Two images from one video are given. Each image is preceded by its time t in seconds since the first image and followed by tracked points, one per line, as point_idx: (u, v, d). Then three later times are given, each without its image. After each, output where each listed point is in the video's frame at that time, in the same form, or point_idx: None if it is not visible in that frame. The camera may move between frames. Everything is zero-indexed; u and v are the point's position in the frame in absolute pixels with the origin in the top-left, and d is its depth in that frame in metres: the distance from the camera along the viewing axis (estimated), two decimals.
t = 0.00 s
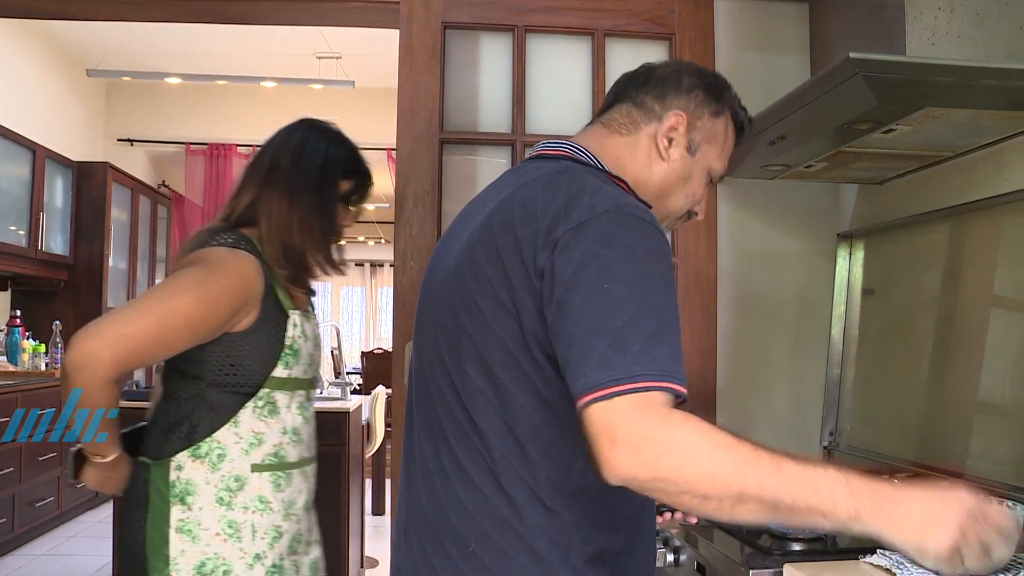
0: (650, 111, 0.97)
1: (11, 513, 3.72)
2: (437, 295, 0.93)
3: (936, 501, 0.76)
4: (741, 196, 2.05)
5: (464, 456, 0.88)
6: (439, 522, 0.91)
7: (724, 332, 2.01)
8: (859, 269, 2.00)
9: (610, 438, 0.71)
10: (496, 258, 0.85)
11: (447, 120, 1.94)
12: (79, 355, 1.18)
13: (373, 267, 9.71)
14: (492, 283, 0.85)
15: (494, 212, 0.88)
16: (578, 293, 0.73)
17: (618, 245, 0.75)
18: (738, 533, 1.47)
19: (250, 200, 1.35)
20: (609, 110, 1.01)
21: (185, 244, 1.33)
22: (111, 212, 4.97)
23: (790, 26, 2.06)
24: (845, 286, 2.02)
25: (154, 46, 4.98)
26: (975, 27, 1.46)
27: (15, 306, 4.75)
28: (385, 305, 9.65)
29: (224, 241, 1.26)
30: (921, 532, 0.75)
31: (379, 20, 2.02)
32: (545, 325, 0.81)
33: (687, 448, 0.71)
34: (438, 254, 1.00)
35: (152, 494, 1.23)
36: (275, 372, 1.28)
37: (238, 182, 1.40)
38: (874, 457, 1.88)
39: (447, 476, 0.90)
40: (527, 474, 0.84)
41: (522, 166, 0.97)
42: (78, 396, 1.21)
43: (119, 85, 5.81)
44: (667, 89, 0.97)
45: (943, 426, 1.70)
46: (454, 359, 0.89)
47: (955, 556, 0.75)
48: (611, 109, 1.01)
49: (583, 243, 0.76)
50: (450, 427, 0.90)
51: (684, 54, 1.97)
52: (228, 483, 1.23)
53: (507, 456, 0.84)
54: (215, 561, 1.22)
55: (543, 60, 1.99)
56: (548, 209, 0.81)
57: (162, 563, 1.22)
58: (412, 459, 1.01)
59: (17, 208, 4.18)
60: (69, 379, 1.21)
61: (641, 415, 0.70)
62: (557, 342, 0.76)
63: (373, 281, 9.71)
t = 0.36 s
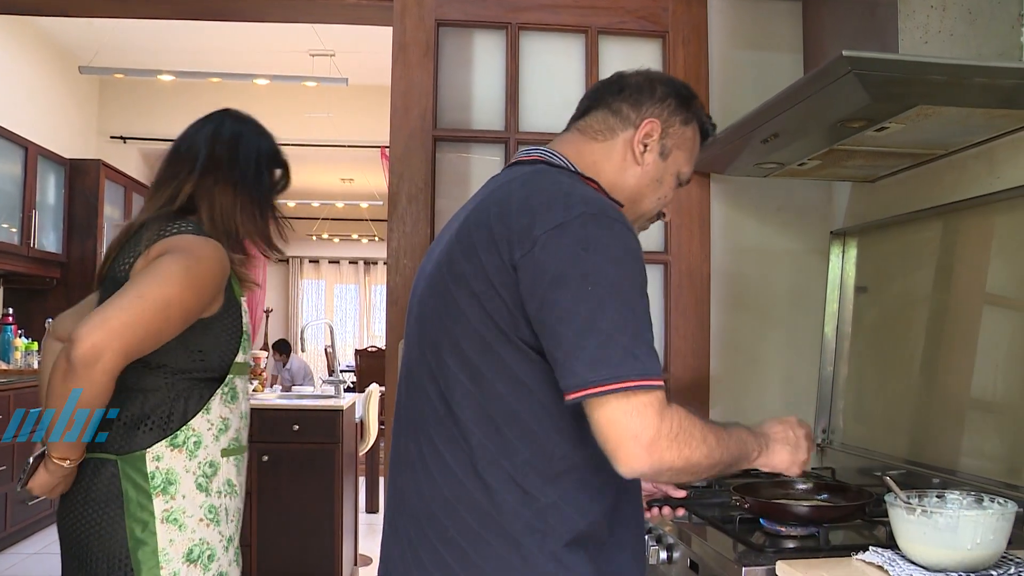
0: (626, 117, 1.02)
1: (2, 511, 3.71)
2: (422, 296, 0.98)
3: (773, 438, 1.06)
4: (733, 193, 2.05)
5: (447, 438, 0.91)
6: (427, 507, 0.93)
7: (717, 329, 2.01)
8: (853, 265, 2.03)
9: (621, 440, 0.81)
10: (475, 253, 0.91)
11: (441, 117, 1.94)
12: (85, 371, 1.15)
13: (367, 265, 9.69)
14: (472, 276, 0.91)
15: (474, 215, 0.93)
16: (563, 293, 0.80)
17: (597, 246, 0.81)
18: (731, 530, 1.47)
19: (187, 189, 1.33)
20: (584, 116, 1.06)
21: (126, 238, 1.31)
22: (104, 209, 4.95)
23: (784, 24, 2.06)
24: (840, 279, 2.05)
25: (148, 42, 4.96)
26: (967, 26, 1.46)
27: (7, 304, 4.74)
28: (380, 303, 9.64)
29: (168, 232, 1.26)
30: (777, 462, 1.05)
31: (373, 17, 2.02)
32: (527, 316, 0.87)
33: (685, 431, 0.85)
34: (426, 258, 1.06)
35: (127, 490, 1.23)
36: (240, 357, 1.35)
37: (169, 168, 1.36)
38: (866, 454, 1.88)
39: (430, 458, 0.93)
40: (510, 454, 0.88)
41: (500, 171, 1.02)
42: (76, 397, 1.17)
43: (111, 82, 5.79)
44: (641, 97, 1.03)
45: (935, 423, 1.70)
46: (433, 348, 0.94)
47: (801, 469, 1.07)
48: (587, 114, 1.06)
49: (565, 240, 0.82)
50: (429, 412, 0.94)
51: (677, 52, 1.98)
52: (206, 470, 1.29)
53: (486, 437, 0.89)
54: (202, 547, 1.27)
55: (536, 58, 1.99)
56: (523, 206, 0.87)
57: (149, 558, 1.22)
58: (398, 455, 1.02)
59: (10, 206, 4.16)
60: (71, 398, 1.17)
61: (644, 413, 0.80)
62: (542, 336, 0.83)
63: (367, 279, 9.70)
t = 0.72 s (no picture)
0: (597, 131, 1.13)
1: None
2: (420, 290, 1.08)
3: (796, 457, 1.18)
4: (728, 191, 2.05)
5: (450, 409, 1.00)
6: (435, 475, 1.01)
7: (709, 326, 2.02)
8: (847, 265, 2.00)
9: (636, 404, 0.93)
10: (468, 246, 1.02)
11: (436, 115, 1.94)
12: (114, 369, 1.47)
13: (363, 263, 9.67)
14: (466, 266, 1.01)
15: (468, 213, 1.05)
16: (558, 275, 0.92)
17: (583, 232, 0.93)
18: (726, 528, 1.47)
19: (137, 204, 1.65)
20: (563, 133, 1.17)
21: (81, 245, 1.57)
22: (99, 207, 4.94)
23: (780, 22, 2.06)
24: (834, 281, 2.03)
25: (143, 40, 4.95)
26: (962, 25, 1.47)
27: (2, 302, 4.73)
28: (376, 302, 9.63)
29: (140, 241, 1.58)
30: (797, 473, 1.17)
31: (368, 15, 2.02)
32: (520, 298, 0.98)
33: (692, 404, 0.98)
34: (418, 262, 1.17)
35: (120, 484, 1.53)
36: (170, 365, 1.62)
37: (108, 185, 1.65)
38: (860, 453, 1.89)
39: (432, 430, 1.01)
40: (510, 418, 0.99)
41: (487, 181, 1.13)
42: (76, 397, 1.46)
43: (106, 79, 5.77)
44: (611, 113, 1.14)
45: (928, 421, 1.71)
46: (429, 332, 1.04)
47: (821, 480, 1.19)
48: (564, 133, 1.17)
49: (554, 227, 0.94)
50: (428, 388, 1.03)
51: (673, 50, 1.98)
52: (181, 462, 1.64)
53: (487, 404, 0.99)
54: (188, 521, 1.62)
55: (532, 56, 1.98)
56: (510, 201, 0.99)
57: (148, 537, 1.54)
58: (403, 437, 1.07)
59: (4, 204, 4.16)
60: (100, 395, 1.47)
61: (650, 379, 0.93)
62: (538, 315, 0.94)
63: (363, 278, 9.69)
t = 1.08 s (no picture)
0: (601, 130, 1.13)
1: None
2: (422, 290, 1.07)
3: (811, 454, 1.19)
4: (727, 190, 2.05)
5: (450, 404, 1.00)
6: (434, 470, 1.01)
7: (708, 324, 2.02)
8: (845, 263, 2.01)
9: (666, 404, 0.96)
10: (477, 245, 1.01)
11: (433, 113, 1.94)
12: (134, 345, 1.59)
13: (361, 261, 9.67)
14: (474, 265, 1.01)
15: (473, 212, 1.04)
16: (577, 277, 0.93)
17: (598, 234, 0.95)
18: (724, 526, 1.47)
19: (91, 202, 1.70)
20: (566, 132, 1.17)
21: (49, 241, 1.61)
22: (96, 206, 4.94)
23: (778, 20, 2.06)
24: (831, 279, 2.03)
25: (140, 38, 4.95)
26: (959, 23, 1.47)
27: None
28: (373, 300, 9.63)
29: (112, 236, 1.66)
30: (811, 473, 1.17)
31: (365, 13, 2.02)
32: (534, 299, 0.98)
33: (717, 400, 1.00)
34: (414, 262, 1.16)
35: (114, 470, 1.60)
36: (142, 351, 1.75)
37: (55, 186, 1.68)
38: (858, 451, 1.89)
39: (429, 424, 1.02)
40: (510, 412, 0.99)
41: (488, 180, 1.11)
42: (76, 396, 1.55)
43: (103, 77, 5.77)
44: (614, 113, 1.14)
45: (925, 419, 1.71)
46: (432, 328, 1.03)
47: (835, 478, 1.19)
48: (567, 132, 1.17)
49: (568, 229, 0.95)
50: (430, 385, 1.02)
51: (671, 48, 1.98)
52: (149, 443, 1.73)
53: (488, 400, 0.99)
54: (170, 492, 1.74)
55: (529, 54, 1.98)
56: (524, 203, 0.99)
57: (144, 513, 1.63)
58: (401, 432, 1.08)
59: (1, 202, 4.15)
60: (118, 370, 1.58)
61: (677, 379, 0.95)
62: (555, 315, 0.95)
63: (360, 276, 9.69)
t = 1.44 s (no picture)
0: (602, 129, 1.13)
1: None
2: (427, 288, 1.06)
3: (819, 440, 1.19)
4: (727, 187, 2.05)
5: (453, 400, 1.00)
6: (434, 467, 1.01)
7: (708, 321, 2.02)
8: (843, 262, 2.02)
9: (674, 395, 0.95)
10: (490, 240, 1.01)
11: (432, 111, 1.94)
12: (165, 343, 1.69)
13: (360, 260, 9.67)
14: (485, 260, 1.00)
15: (483, 207, 1.04)
16: (590, 271, 0.93)
17: (612, 227, 0.95)
18: (722, 524, 1.47)
19: (101, 206, 1.75)
20: (565, 130, 1.17)
21: (66, 244, 1.65)
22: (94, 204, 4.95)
23: (777, 18, 2.06)
24: (829, 278, 2.04)
25: (138, 36, 4.94)
26: (958, 20, 1.47)
27: None
28: (372, 299, 9.63)
29: (128, 241, 1.72)
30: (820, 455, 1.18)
31: (365, 10, 2.02)
32: (544, 294, 0.98)
33: (725, 389, 1.01)
34: (418, 259, 1.15)
35: (135, 460, 1.66)
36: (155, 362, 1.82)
37: (64, 191, 1.72)
38: (857, 449, 1.89)
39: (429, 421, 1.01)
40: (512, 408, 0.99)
41: (494, 178, 1.11)
42: (76, 396, 1.63)
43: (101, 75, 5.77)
44: (613, 111, 1.14)
45: (924, 417, 1.71)
46: (439, 325, 1.03)
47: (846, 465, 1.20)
48: (565, 130, 1.17)
49: (581, 224, 0.96)
50: (437, 381, 1.02)
51: (670, 46, 1.98)
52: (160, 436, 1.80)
53: (490, 396, 0.99)
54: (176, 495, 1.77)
55: (529, 51, 1.98)
56: (540, 198, 0.99)
57: (162, 501, 1.70)
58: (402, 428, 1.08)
59: None
60: (148, 367, 1.67)
61: (684, 369, 0.95)
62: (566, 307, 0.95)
63: (359, 274, 9.69)
